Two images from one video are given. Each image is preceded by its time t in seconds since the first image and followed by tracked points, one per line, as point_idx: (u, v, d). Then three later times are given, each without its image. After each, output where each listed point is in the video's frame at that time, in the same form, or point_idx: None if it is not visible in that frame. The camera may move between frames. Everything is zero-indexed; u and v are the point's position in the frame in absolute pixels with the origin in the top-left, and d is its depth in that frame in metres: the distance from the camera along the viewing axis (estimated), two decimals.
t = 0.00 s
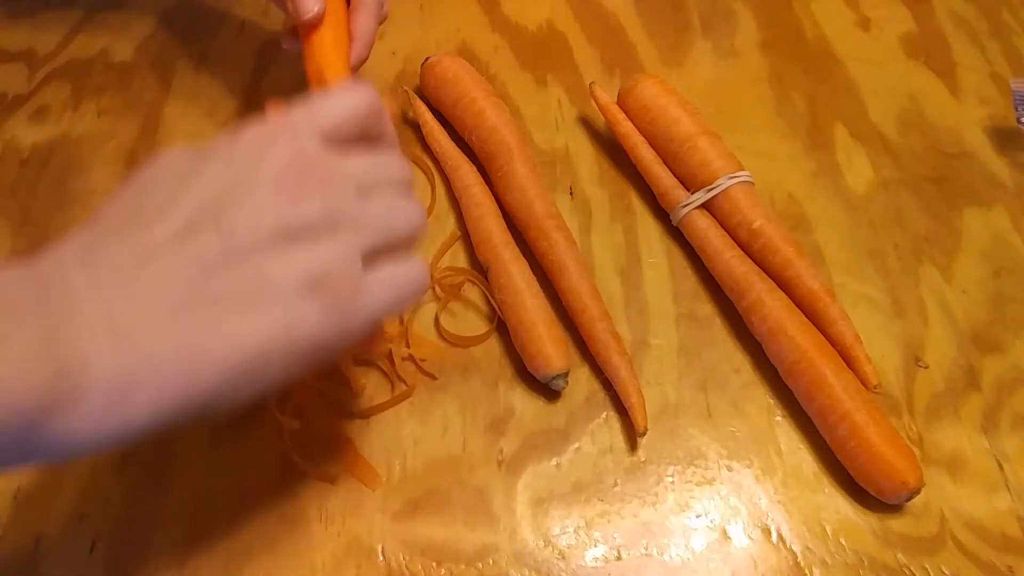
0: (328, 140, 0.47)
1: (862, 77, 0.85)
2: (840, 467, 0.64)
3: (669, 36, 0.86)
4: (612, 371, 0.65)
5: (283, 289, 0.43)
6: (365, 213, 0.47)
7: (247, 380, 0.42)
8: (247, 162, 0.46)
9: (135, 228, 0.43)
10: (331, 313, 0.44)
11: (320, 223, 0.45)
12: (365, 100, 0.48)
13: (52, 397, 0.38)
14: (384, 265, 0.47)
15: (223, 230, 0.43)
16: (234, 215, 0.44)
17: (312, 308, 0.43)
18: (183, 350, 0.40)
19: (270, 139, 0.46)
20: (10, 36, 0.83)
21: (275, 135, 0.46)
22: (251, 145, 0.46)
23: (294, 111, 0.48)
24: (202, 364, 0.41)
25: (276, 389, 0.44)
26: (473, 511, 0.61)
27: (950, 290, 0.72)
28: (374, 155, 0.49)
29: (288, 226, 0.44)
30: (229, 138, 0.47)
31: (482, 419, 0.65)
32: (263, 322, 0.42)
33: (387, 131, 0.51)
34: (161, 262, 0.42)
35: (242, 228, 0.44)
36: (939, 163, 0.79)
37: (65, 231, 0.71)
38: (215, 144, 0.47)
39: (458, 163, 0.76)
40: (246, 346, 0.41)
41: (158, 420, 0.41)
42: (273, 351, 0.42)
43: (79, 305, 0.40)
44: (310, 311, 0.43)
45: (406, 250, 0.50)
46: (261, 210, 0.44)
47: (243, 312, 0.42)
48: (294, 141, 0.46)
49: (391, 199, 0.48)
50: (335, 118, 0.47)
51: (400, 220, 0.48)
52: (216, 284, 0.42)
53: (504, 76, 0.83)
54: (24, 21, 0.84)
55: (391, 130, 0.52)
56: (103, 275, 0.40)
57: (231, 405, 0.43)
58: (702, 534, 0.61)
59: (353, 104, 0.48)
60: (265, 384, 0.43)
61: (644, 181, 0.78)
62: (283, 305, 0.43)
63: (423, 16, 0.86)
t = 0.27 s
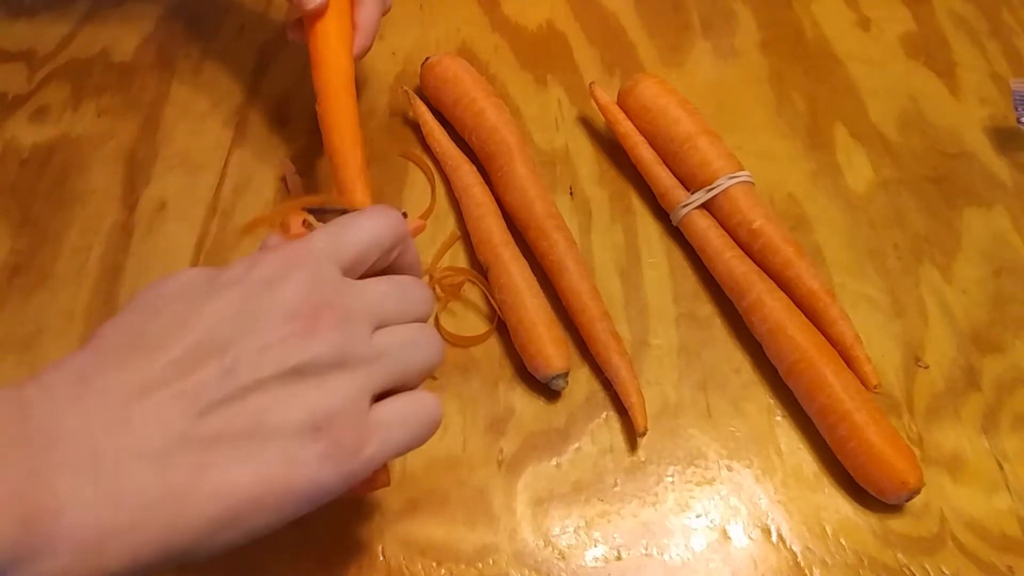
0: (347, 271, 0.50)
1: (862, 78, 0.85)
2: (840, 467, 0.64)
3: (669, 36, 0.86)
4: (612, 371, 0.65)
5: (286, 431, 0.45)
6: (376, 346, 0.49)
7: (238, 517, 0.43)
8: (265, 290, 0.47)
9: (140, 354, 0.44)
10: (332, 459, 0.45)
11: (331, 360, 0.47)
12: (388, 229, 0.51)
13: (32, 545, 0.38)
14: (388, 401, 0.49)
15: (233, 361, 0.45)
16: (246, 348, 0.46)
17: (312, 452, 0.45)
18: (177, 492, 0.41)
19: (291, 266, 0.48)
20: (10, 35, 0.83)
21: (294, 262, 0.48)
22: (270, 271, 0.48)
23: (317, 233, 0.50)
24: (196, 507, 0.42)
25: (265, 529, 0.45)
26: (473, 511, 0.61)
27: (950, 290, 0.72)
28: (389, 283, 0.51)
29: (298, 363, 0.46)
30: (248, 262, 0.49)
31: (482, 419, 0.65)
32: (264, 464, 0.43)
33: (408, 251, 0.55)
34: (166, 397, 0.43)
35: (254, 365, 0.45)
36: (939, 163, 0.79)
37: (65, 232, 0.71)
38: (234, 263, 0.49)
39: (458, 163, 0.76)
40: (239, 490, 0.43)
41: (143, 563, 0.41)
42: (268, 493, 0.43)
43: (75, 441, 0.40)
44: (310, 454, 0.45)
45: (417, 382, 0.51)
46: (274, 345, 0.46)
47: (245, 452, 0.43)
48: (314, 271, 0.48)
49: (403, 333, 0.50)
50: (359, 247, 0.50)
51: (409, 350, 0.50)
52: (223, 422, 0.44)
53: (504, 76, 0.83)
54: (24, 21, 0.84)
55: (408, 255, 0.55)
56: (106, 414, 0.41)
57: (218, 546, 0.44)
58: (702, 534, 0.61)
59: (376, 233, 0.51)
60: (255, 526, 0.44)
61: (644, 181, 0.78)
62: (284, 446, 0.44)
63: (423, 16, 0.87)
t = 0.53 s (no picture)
0: (347, 311, 0.42)
1: (862, 78, 0.85)
2: (840, 467, 0.64)
3: (669, 36, 0.86)
4: (612, 371, 0.65)
5: (267, 486, 0.37)
6: (376, 391, 0.41)
7: None
8: (249, 329, 0.41)
9: (109, 398, 0.38)
10: (318, 519, 0.37)
11: (318, 409, 0.40)
12: (396, 263, 0.43)
13: None
14: (390, 449, 0.40)
15: (209, 410, 0.39)
16: (225, 395, 0.39)
17: (297, 506, 0.37)
18: (129, 564, 0.34)
19: (278, 307, 0.41)
20: (10, 35, 0.83)
21: (283, 302, 0.41)
22: (260, 311, 0.41)
23: (316, 267, 0.43)
24: None
25: None
26: (473, 511, 0.61)
27: (950, 290, 0.72)
28: (395, 321, 0.43)
29: (283, 412, 0.39)
30: (237, 298, 0.42)
31: (482, 419, 0.65)
32: (234, 527, 0.36)
33: (421, 289, 0.46)
34: (129, 451, 0.37)
35: (232, 415, 0.39)
36: (939, 163, 0.79)
37: (65, 232, 0.71)
38: (220, 301, 0.42)
39: (458, 163, 0.76)
40: (210, 557, 0.35)
41: None
42: (239, 557, 0.36)
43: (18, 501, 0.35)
44: (297, 513, 0.37)
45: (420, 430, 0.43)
46: (257, 389, 0.39)
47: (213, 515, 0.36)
48: (304, 312, 0.41)
49: (407, 373, 0.42)
50: (358, 285, 0.42)
51: (411, 394, 0.42)
52: (194, 479, 0.37)
53: (504, 76, 0.83)
54: (24, 21, 0.84)
55: (423, 290, 0.46)
56: (59, 468, 0.36)
57: None
58: (702, 534, 0.61)
59: (381, 268, 0.43)
60: None
61: (644, 181, 0.78)
62: (266, 505, 0.37)
63: (423, 16, 0.87)
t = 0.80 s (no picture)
0: (288, 89, 0.51)
1: (862, 78, 0.85)
2: (840, 467, 0.64)
3: (669, 36, 0.86)
4: (612, 371, 0.65)
5: (246, 236, 0.46)
6: (327, 155, 0.50)
7: (209, 324, 0.45)
8: (209, 118, 0.48)
9: (92, 188, 0.46)
10: (297, 260, 0.47)
11: (280, 169, 0.48)
12: (336, 44, 0.52)
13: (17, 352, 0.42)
14: (351, 207, 0.50)
15: (180, 182, 0.47)
16: (193, 166, 0.47)
17: (278, 256, 0.46)
18: (138, 305, 0.43)
19: (229, 86, 0.49)
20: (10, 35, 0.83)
21: (236, 83, 0.50)
22: (212, 97, 0.49)
23: (257, 56, 0.51)
24: (167, 315, 0.44)
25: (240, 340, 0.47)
26: (473, 511, 0.61)
27: (950, 290, 0.72)
28: (341, 101, 0.52)
29: (247, 175, 0.48)
30: (184, 92, 0.50)
31: (482, 420, 0.65)
32: (227, 272, 0.45)
33: (359, 70, 0.55)
34: (116, 222, 0.45)
35: (201, 179, 0.47)
36: (939, 163, 0.79)
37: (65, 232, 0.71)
38: (171, 96, 0.50)
39: (458, 162, 0.76)
40: (205, 297, 0.44)
41: (125, 374, 0.44)
42: (242, 302, 0.45)
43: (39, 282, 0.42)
44: (274, 254, 0.46)
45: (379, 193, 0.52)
46: (224, 156, 0.48)
47: (205, 264, 0.45)
48: (256, 89, 0.49)
49: (359, 139, 0.51)
50: (296, 67, 0.51)
51: (364, 157, 0.51)
52: (183, 236, 0.46)
53: (504, 76, 0.83)
54: (24, 21, 0.84)
55: (366, 74, 0.56)
56: (64, 248, 0.43)
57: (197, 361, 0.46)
58: (702, 534, 0.61)
59: (320, 46, 0.51)
60: (219, 343, 0.46)
61: (644, 181, 0.78)
62: (248, 253, 0.46)
63: (423, 16, 0.86)
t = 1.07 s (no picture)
0: (303, 100, 0.51)
1: (862, 78, 0.85)
2: (840, 467, 0.64)
3: (669, 36, 0.86)
4: (612, 371, 0.65)
5: (265, 247, 0.46)
6: (344, 164, 0.50)
7: (229, 335, 0.44)
8: (226, 127, 0.49)
9: (112, 199, 0.46)
10: (313, 271, 0.47)
11: (297, 180, 0.48)
12: (343, 61, 0.52)
13: (40, 360, 0.41)
14: (363, 222, 0.50)
15: (203, 191, 0.47)
16: (214, 179, 0.47)
17: (294, 265, 0.46)
18: (160, 313, 0.43)
19: (247, 98, 0.50)
20: (10, 36, 0.83)
21: (252, 94, 0.50)
22: (229, 108, 0.49)
23: (272, 69, 0.51)
24: (185, 323, 0.43)
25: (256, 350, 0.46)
26: (473, 511, 0.61)
27: (950, 290, 0.72)
28: (352, 114, 0.52)
29: (268, 184, 0.48)
30: (202, 106, 0.50)
31: (482, 420, 0.65)
32: (244, 284, 0.45)
33: (365, 84, 0.55)
34: (143, 229, 0.45)
35: (223, 191, 0.47)
36: (939, 163, 0.79)
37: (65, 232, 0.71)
38: (191, 110, 0.50)
39: (458, 162, 0.76)
40: (227, 305, 0.44)
41: (142, 385, 0.43)
42: (259, 314, 0.45)
43: (66, 286, 0.42)
44: (292, 266, 0.46)
45: (394, 204, 0.53)
46: (243, 169, 0.48)
47: (224, 273, 0.45)
48: (272, 101, 0.50)
49: (370, 158, 0.51)
50: (312, 77, 0.51)
51: (380, 170, 0.51)
52: (207, 242, 0.46)
53: (504, 76, 0.83)
54: (24, 21, 0.84)
55: (372, 91, 0.57)
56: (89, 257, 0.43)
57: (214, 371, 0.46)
58: (702, 534, 0.61)
59: (329, 62, 0.51)
60: (243, 348, 0.45)
61: (644, 181, 0.78)
62: (267, 262, 0.46)
63: (423, 16, 0.86)
